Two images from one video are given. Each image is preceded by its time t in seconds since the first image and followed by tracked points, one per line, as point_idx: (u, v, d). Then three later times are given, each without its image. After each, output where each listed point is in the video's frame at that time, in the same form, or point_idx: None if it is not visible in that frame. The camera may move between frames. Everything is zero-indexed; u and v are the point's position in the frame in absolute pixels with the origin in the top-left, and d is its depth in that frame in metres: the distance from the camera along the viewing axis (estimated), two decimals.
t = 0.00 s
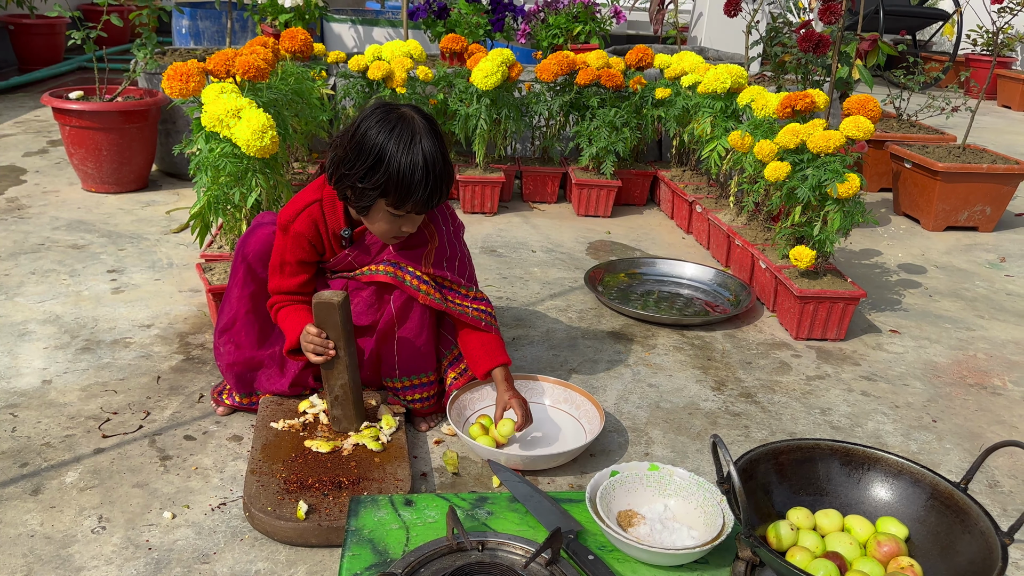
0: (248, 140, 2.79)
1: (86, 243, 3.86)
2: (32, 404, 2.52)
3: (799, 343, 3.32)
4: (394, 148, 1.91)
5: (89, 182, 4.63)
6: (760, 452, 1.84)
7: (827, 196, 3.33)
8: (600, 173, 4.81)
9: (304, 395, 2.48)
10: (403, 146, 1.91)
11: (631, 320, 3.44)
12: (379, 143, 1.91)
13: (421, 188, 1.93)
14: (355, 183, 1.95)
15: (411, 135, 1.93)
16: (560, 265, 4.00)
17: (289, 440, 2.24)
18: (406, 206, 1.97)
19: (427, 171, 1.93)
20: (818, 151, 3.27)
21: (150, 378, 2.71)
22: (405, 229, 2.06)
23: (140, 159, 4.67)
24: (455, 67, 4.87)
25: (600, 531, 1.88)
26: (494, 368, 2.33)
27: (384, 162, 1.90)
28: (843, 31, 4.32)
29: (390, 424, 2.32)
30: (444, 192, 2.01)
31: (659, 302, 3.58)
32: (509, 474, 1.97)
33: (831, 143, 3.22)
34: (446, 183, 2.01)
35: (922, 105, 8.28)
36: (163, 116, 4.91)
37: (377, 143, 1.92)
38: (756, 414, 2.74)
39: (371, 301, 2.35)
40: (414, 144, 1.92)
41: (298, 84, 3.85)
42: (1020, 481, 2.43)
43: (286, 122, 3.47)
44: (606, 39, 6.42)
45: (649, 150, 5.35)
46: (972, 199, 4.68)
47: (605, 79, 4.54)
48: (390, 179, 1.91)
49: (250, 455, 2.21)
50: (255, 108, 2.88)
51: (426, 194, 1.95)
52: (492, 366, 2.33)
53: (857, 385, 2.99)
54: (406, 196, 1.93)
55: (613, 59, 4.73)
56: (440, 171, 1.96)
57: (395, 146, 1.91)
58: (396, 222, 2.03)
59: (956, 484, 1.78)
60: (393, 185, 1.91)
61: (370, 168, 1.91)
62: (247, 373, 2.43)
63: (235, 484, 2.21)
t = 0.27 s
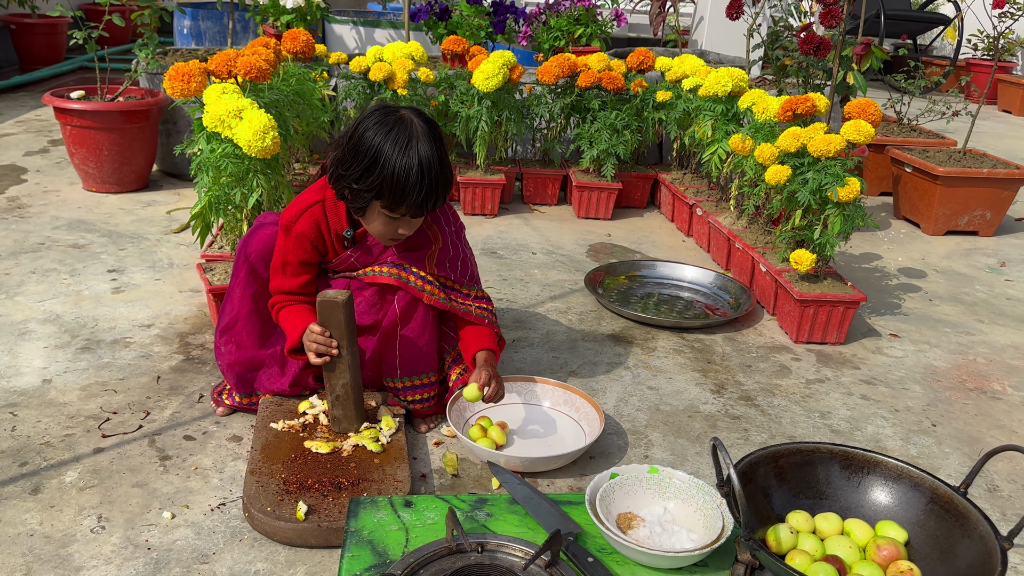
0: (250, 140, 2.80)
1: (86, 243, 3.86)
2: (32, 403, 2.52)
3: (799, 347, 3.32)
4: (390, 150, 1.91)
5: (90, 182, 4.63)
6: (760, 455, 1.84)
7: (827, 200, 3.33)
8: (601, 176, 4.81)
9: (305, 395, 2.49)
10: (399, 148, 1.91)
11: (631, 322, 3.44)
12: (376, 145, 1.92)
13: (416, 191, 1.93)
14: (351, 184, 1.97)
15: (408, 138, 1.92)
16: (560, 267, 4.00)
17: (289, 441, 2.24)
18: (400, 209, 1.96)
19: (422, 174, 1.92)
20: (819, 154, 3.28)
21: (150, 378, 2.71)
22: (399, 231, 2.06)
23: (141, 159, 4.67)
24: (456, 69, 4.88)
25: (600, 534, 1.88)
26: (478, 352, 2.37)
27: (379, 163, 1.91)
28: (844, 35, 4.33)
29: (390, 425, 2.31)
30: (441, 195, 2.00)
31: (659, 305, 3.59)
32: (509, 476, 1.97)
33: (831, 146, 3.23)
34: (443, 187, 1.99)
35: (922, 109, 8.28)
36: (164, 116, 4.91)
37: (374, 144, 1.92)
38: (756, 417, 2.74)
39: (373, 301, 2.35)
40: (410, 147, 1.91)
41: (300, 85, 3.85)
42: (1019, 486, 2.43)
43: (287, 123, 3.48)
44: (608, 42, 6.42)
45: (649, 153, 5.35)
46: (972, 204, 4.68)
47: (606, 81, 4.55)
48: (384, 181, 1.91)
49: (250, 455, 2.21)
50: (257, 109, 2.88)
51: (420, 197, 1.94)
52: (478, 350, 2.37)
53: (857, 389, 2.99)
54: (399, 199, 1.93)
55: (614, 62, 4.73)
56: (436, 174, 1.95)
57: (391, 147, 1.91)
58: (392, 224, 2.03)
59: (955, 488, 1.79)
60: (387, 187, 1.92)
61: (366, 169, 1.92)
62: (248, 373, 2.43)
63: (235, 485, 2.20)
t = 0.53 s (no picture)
0: (251, 139, 2.80)
1: (87, 242, 3.86)
2: (32, 401, 2.52)
3: (799, 348, 3.32)
4: (393, 153, 1.91)
5: (91, 181, 4.63)
6: (760, 456, 1.84)
7: (828, 202, 3.34)
8: (602, 176, 4.81)
9: (304, 394, 2.49)
10: (403, 152, 1.91)
11: (631, 323, 3.44)
12: (380, 144, 1.92)
13: (409, 197, 1.93)
14: (350, 176, 1.98)
15: (414, 144, 1.92)
16: (560, 268, 4.00)
17: (289, 440, 2.24)
18: (391, 211, 1.97)
19: (419, 182, 1.92)
20: (820, 156, 3.27)
21: (150, 376, 2.71)
22: (388, 232, 2.08)
23: (142, 158, 4.68)
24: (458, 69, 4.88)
25: (600, 534, 1.88)
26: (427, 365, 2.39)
27: (379, 162, 1.91)
28: (845, 37, 4.33)
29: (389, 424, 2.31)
30: (435, 206, 2.00)
31: (660, 306, 3.59)
32: (509, 476, 1.97)
33: (832, 148, 3.23)
34: (438, 200, 1.99)
35: (924, 111, 8.27)
36: (166, 115, 4.91)
37: (380, 143, 1.93)
38: (756, 419, 2.74)
39: (366, 303, 2.35)
40: (414, 154, 1.91)
41: (301, 84, 3.84)
42: (1019, 488, 2.43)
43: (288, 122, 3.48)
44: (609, 43, 6.43)
45: (650, 154, 5.36)
46: (973, 207, 4.68)
47: (608, 82, 4.55)
48: (380, 180, 1.91)
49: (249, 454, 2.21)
50: (258, 108, 2.88)
51: (412, 204, 1.94)
52: (432, 362, 2.37)
53: (857, 391, 2.98)
54: (392, 201, 1.93)
55: (616, 63, 4.74)
56: (435, 186, 1.95)
57: (395, 150, 1.91)
58: (381, 224, 2.05)
59: (955, 490, 1.78)
60: (382, 187, 1.92)
61: (366, 166, 1.93)
62: (248, 372, 2.43)
63: (234, 484, 2.20)
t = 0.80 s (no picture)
0: (252, 137, 2.80)
1: (87, 239, 3.86)
2: (32, 398, 2.52)
3: (800, 349, 3.32)
4: (397, 160, 1.91)
5: (91, 179, 4.63)
6: (761, 456, 1.84)
7: (829, 202, 3.33)
8: (603, 176, 4.81)
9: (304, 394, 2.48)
10: (407, 160, 1.91)
11: (632, 323, 3.44)
12: (384, 151, 1.92)
13: (411, 205, 1.93)
14: (352, 181, 1.97)
15: (419, 152, 1.92)
16: (561, 267, 4.00)
17: (290, 438, 2.24)
18: (393, 218, 1.97)
19: (423, 191, 1.92)
20: (821, 156, 3.27)
21: (150, 374, 2.71)
22: (388, 238, 2.08)
23: (143, 156, 4.68)
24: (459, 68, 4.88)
25: (600, 533, 1.88)
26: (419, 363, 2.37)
27: (382, 169, 1.91)
28: (847, 37, 4.32)
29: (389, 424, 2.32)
30: (437, 215, 2.00)
31: (661, 305, 3.58)
32: (509, 475, 1.97)
33: (834, 148, 3.23)
34: (441, 208, 1.99)
35: (925, 112, 8.27)
36: (167, 113, 4.91)
37: (384, 150, 1.92)
38: (757, 419, 2.74)
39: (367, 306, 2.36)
40: (418, 162, 1.91)
41: (302, 83, 3.84)
42: (1019, 489, 2.43)
43: (289, 121, 3.48)
44: (610, 42, 6.42)
45: (651, 154, 5.35)
46: (975, 208, 4.68)
47: (609, 82, 4.55)
48: (383, 187, 1.91)
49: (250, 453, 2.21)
50: (259, 106, 2.88)
51: (415, 212, 1.95)
52: (422, 361, 2.35)
53: (858, 391, 2.98)
54: (393, 208, 1.93)
55: (617, 62, 4.73)
56: (438, 194, 1.95)
57: (399, 157, 1.91)
58: (381, 230, 2.05)
59: (957, 491, 1.78)
60: (385, 194, 1.92)
61: (369, 172, 1.93)
62: (248, 372, 2.43)
63: (235, 482, 2.20)
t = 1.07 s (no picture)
0: (252, 135, 2.79)
1: (88, 237, 3.86)
2: (32, 396, 2.52)
3: (801, 348, 3.32)
4: (402, 166, 1.90)
5: (92, 177, 4.63)
6: (761, 456, 1.83)
7: (830, 202, 3.32)
8: (603, 175, 4.81)
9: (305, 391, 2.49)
10: (411, 167, 1.89)
11: (632, 322, 3.44)
12: (390, 156, 1.91)
13: (414, 211, 1.93)
14: (357, 183, 1.97)
15: (424, 159, 1.90)
16: (561, 266, 3.99)
17: (290, 436, 2.24)
18: (395, 222, 1.97)
19: (425, 198, 1.92)
20: (823, 155, 3.27)
21: (150, 372, 2.71)
22: (390, 238, 2.09)
23: (143, 154, 4.68)
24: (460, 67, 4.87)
25: (600, 532, 1.88)
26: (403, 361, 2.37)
27: (387, 175, 1.90)
28: (849, 36, 4.31)
29: (389, 422, 2.32)
30: (439, 221, 2.00)
31: (661, 304, 3.58)
32: (509, 474, 1.97)
33: (835, 147, 3.22)
34: (443, 215, 1.99)
35: (926, 111, 8.25)
36: (168, 111, 4.91)
37: (389, 154, 1.91)
38: (757, 418, 2.74)
39: (365, 305, 2.35)
40: (422, 169, 1.90)
41: (303, 81, 3.84)
42: (1020, 490, 2.42)
43: (290, 119, 3.48)
44: (611, 41, 6.42)
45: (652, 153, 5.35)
46: (976, 207, 4.68)
47: (610, 81, 4.54)
48: (387, 192, 1.91)
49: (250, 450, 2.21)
50: (260, 104, 2.88)
51: (417, 218, 1.95)
52: (405, 361, 2.35)
53: (858, 391, 2.98)
54: (396, 213, 1.93)
55: (618, 61, 4.73)
56: (441, 201, 1.95)
57: (404, 164, 1.89)
58: (383, 230, 2.06)
59: (957, 491, 1.78)
60: (388, 199, 1.92)
61: (374, 176, 1.92)
62: (251, 371, 2.43)
63: (235, 480, 2.20)
